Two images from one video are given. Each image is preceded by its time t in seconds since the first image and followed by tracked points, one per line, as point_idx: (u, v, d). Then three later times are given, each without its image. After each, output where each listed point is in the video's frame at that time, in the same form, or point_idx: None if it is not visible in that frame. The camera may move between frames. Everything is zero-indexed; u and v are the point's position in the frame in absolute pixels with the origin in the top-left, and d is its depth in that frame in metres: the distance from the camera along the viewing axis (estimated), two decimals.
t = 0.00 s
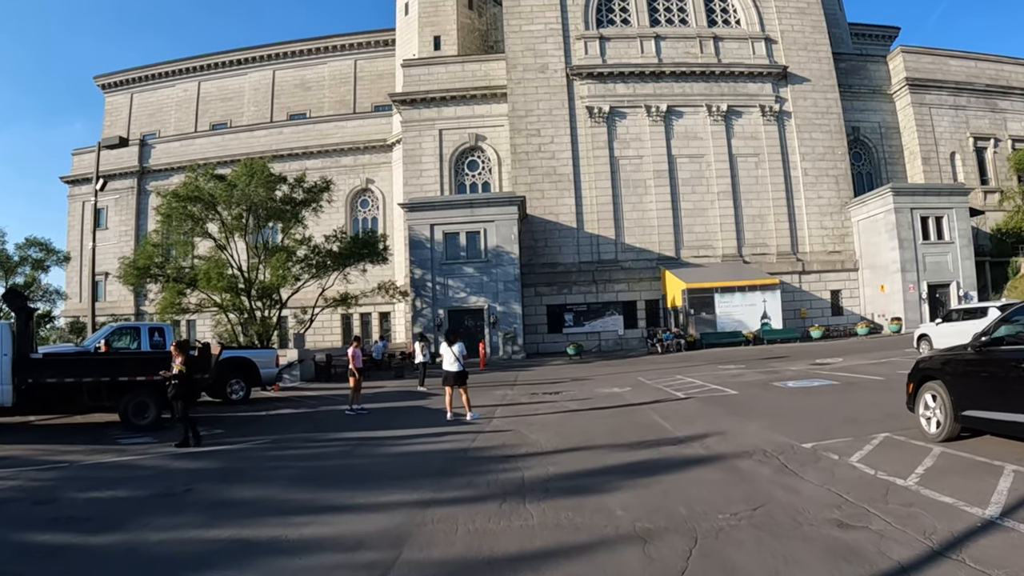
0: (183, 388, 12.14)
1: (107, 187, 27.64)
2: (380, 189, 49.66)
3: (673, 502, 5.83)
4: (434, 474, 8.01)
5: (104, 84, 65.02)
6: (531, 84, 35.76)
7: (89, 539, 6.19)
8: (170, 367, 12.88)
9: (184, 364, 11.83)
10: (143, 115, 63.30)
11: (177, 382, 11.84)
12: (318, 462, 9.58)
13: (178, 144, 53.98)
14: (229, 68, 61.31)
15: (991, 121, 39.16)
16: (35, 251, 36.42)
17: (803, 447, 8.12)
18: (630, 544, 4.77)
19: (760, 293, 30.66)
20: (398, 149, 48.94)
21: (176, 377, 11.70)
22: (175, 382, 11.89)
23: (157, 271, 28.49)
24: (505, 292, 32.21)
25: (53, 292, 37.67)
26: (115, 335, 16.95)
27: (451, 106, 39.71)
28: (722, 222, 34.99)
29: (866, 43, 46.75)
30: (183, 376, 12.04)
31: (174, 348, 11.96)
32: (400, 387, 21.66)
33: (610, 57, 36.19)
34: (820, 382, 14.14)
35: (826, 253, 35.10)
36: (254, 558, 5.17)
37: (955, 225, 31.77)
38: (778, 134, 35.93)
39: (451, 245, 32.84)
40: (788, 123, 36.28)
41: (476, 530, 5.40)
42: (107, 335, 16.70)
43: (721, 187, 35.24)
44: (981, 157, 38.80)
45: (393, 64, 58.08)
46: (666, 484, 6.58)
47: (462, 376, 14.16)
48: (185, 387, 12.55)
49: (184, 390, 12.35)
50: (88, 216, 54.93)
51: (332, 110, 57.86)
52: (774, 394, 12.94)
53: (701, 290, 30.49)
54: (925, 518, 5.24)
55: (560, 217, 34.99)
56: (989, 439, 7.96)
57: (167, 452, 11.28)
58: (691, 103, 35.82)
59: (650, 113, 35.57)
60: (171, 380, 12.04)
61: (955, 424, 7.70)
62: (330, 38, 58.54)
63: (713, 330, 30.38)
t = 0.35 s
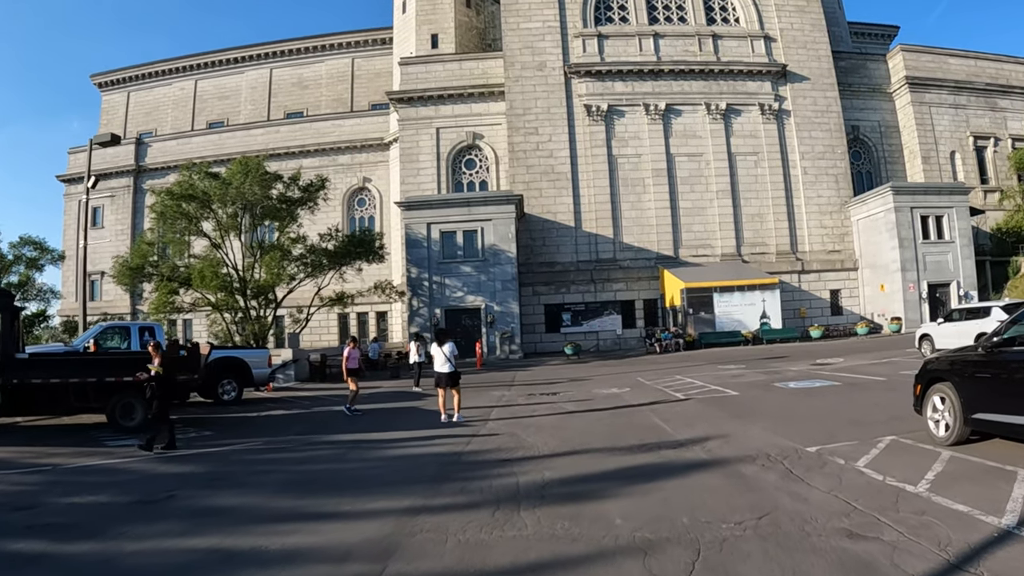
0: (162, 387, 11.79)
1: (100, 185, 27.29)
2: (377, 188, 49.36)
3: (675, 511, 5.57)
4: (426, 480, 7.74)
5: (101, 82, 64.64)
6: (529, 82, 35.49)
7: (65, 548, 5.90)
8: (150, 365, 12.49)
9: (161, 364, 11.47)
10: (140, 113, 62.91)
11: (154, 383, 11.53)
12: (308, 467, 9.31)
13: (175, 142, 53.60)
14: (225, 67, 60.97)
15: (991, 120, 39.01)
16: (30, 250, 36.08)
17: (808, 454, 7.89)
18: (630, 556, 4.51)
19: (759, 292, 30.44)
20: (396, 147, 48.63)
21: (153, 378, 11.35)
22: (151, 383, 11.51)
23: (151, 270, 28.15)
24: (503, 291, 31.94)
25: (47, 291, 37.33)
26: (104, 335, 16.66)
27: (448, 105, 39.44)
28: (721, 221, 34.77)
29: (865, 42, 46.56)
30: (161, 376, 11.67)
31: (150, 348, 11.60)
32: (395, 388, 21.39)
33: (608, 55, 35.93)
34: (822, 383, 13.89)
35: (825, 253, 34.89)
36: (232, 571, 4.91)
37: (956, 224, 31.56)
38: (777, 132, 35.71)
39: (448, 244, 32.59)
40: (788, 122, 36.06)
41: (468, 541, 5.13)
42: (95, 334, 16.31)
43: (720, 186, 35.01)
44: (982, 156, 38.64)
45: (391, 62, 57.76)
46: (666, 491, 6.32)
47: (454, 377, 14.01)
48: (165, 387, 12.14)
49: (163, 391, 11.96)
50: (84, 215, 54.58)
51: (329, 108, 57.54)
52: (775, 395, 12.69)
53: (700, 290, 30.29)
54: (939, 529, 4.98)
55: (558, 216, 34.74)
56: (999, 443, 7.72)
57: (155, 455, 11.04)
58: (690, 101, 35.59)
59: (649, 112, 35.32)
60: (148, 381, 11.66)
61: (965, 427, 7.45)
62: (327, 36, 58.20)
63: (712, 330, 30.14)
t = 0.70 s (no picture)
0: (127, 394, 11.34)
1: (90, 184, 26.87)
2: (372, 189, 49.01)
3: (669, 526, 5.27)
4: (410, 489, 7.43)
5: (95, 81, 64.16)
6: (525, 82, 35.23)
7: (26, 561, 5.58)
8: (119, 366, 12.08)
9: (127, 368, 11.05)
10: (135, 113, 62.43)
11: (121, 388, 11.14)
12: (290, 474, 8.99)
13: (170, 142, 53.13)
14: (221, 66, 60.56)
15: (989, 123, 38.96)
16: (22, 249, 35.61)
17: (808, 464, 7.64)
18: None
19: (755, 295, 30.22)
20: (391, 148, 48.28)
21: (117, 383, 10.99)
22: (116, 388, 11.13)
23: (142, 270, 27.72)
24: (497, 293, 31.63)
25: (38, 291, 36.84)
26: (89, 336, 16.25)
27: (444, 105, 39.15)
28: (718, 224, 34.57)
29: (863, 44, 46.49)
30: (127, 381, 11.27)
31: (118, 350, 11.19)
32: (386, 391, 21.06)
33: (605, 56, 35.70)
34: (820, 388, 13.63)
35: (822, 255, 34.70)
36: None
37: (953, 228, 31.44)
38: (774, 134, 35.53)
39: (442, 245, 32.28)
40: (785, 124, 35.88)
41: (449, 558, 4.81)
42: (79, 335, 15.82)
43: (717, 188, 34.79)
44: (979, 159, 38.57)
45: (387, 63, 57.47)
46: (660, 504, 6.02)
47: (444, 381, 13.77)
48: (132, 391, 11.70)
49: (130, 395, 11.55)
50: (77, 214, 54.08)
51: (325, 109, 57.19)
52: (772, 401, 12.42)
53: (696, 292, 30.09)
54: (949, 547, 4.70)
55: (553, 218, 34.48)
56: (1006, 451, 7.47)
57: (135, 460, 10.70)
58: (687, 103, 35.40)
59: (645, 113, 35.09)
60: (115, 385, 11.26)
61: (971, 436, 7.18)
62: (323, 36, 57.86)
63: (708, 333, 29.91)
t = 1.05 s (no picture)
0: (94, 396, 11.03)
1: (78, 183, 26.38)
2: (365, 191, 48.68)
3: (668, 537, 5.02)
4: (397, 497, 7.13)
5: (89, 82, 63.60)
6: (520, 85, 35.07)
7: None
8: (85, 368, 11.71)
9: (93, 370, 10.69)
10: (129, 113, 61.86)
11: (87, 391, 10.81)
12: (273, 480, 8.65)
13: (163, 142, 52.61)
14: (215, 67, 60.11)
15: (984, 129, 39.12)
16: (11, 249, 35.06)
17: (810, 472, 7.43)
18: None
19: (750, 300, 30.06)
20: (384, 150, 47.96)
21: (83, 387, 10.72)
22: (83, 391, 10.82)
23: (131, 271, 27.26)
24: (490, 296, 31.35)
25: (27, 293, 36.24)
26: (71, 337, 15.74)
27: (438, 108, 38.94)
28: (713, 228, 34.44)
29: (857, 50, 46.65)
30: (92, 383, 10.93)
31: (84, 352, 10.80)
32: (377, 395, 20.72)
33: (600, 59, 35.56)
34: (818, 393, 13.41)
35: (817, 260, 34.61)
36: None
37: (948, 233, 31.43)
38: (770, 139, 35.48)
39: (435, 248, 32.03)
40: (781, 128, 35.83)
41: (435, 571, 4.53)
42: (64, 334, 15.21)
43: (712, 192, 34.69)
44: (974, 165, 38.72)
45: (382, 65, 57.25)
46: (657, 513, 5.77)
47: (433, 385, 13.48)
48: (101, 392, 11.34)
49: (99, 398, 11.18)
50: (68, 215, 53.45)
51: (319, 111, 56.87)
52: (770, 406, 12.19)
53: (690, 297, 29.92)
54: (961, 559, 4.48)
55: (547, 221, 34.28)
56: (1013, 459, 7.28)
57: (115, 464, 10.34)
58: (682, 107, 35.33)
59: (640, 117, 34.96)
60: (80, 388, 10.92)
61: (977, 443, 7.03)
62: (318, 38, 57.58)
63: (703, 338, 29.71)
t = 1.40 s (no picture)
0: (60, 406, 10.29)
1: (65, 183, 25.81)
2: (358, 196, 48.27)
3: (673, 555, 4.76)
4: (384, 512, 6.78)
5: (81, 83, 62.95)
6: (513, 89, 34.92)
7: None
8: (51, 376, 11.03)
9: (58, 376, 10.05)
10: (121, 115, 61.21)
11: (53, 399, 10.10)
12: (255, 492, 8.27)
13: (155, 145, 51.98)
14: (208, 70, 59.65)
15: (978, 136, 39.31)
16: None
17: (815, 486, 7.19)
18: None
19: (744, 306, 29.90)
20: (377, 155, 47.58)
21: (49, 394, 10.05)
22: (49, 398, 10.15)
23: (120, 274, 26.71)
24: (482, 302, 31.04)
25: (13, 296, 35.52)
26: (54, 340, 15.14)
27: (431, 112, 38.71)
28: (706, 234, 34.33)
29: (851, 58, 46.86)
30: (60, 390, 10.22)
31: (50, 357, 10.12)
32: (367, 401, 20.31)
33: (594, 64, 35.44)
34: (816, 401, 13.18)
35: (811, 267, 34.53)
36: None
37: (943, 241, 31.40)
38: (764, 146, 35.46)
39: (426, 253, 31.69)
40: (775, 134, 35.83)
41: None
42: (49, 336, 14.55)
43: (706, 198, 34.58)
44: (969, 172, 38.84)
45: (375, 69, 56.96)
46: (661, 529, 5.50)
47: (423, 393, 13.15)
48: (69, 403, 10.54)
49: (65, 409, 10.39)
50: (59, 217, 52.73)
51: (311, 114, 56.46)
52: (768, 415, 11.93)
53: (684, 304, 29.73)
54: None
55: (540, 226, 34.06)
56: None
57: (93, 473, 9.91)
58: (676, 113, 35.22)
59: (634, 122, 34.84)
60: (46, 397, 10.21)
61: (989, 455, 6.95)
62: (311, 41, 57.23)
63: (696, 345, 29.48)
